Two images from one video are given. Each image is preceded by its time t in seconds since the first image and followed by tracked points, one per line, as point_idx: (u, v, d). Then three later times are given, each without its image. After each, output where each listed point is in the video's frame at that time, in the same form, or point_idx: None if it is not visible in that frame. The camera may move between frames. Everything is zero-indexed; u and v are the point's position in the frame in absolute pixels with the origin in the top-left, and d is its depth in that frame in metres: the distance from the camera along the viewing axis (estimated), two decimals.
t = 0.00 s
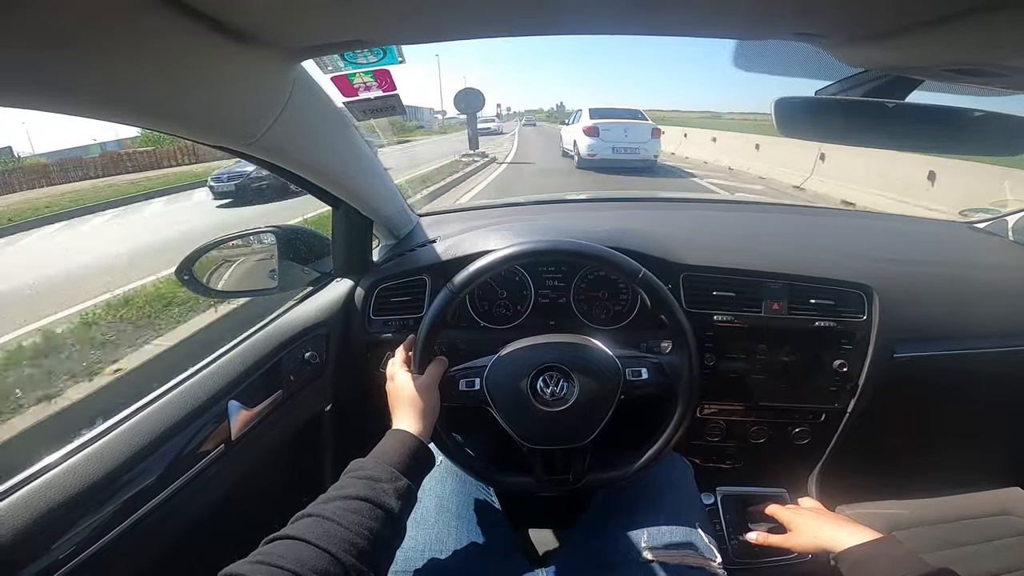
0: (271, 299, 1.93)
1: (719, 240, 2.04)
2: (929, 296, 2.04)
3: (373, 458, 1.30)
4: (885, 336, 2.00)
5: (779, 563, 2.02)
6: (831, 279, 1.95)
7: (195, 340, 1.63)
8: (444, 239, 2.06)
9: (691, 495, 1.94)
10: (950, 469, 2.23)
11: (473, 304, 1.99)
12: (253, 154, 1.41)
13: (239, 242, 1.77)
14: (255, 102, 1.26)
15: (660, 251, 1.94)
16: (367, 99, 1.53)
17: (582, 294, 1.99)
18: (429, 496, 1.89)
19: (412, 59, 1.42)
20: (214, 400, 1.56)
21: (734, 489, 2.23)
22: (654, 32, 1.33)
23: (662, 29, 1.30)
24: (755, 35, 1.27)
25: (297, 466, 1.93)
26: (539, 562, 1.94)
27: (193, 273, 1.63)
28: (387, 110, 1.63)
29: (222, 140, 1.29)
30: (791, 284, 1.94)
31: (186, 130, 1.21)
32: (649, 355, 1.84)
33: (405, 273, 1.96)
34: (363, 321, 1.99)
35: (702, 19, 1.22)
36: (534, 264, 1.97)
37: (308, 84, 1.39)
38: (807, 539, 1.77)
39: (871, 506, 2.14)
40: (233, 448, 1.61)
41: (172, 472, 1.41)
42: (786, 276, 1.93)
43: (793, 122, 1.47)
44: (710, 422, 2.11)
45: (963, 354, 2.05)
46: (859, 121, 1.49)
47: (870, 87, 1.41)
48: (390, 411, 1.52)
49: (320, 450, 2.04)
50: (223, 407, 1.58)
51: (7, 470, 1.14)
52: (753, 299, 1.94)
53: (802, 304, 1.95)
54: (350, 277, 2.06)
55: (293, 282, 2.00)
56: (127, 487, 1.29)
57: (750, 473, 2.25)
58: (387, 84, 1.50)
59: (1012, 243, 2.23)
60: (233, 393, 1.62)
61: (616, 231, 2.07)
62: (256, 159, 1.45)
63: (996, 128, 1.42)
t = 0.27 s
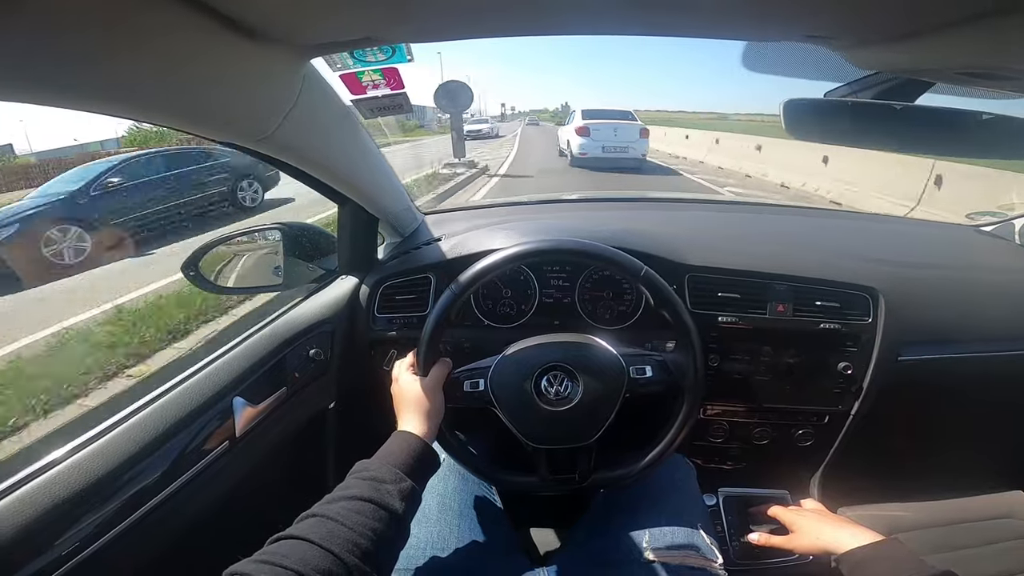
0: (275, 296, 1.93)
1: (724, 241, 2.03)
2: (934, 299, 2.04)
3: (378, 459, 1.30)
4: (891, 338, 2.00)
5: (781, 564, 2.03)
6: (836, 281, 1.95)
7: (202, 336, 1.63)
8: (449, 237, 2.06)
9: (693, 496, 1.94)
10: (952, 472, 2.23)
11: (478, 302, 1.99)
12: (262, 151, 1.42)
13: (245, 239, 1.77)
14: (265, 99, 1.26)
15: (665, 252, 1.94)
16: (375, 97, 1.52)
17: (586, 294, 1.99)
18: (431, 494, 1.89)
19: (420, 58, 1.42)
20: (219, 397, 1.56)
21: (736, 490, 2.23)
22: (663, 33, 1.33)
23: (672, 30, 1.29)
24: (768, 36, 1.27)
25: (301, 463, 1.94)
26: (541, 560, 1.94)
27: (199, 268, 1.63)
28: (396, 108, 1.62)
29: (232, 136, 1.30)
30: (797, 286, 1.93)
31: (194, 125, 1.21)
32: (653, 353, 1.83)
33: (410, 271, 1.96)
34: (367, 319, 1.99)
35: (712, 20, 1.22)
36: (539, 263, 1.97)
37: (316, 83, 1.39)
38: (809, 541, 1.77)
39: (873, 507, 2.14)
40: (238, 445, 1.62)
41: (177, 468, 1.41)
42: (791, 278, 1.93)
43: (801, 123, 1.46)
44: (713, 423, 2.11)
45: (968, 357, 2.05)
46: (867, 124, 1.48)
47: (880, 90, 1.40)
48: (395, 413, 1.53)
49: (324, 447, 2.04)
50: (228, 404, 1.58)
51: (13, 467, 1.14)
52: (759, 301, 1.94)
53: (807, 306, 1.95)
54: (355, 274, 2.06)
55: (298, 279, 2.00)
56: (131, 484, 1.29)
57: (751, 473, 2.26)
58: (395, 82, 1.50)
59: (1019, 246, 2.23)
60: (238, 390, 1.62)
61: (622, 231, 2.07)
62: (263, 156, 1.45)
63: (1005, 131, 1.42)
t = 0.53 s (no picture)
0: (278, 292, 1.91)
1: (730, 240, 2.02)
2: (940, 300, 2.03)
3: (379, 462, 1.29)
4: (896, 340, 1.99)
5: (783, 566, 2.01)
6: (841, 282, 1.94)
7: (203, 331, 1.61)
8: (452, 234, 2.05)
9: (696, 497, 1.93)
10: (956, 474, 2.22)
11: (481, 300, 1.98)
12: (265, 144, 1.40)
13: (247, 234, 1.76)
14: (269, 91, 1.24)
15: (670, 251, 1.93)
16: (380, 91, 1.51)
17: (590, 293, 1.98)
18: (432, 494, 1.88)
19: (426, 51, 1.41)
20: (219, 393, 1.54)
21: (738, 491, 2.22)
22: (672, 29, 1.32)
23: (680, 26, 1.28)
24: (779, 34, 1.26)
25: (301, 461, 1.92)
26: (543, 560, 1.92)
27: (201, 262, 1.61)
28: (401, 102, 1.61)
29: (236, 127, 1.28)
30: (802, 286, 1.92)
31: (198, 115, 1.19)
32: (657, 350, 1.82)
33: (413, 268, 1.95)
34: (370, 316, 1.98)
35: (722, 16, 1.21)
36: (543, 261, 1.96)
37: (322, 77, 1.37)
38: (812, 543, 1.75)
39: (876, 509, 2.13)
40: (238, 442, 1.60)
41: (177, 465, 1.39)
42: (797, 278, 1.92)
43: (810, 123, 1.44)
44: (716, 423, 2.10)
45: (974, 359, 2.04)
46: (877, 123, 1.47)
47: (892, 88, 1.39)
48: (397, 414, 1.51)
49: (325, 445, 2.03)
50: (229, 400, 1.56)
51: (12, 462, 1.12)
52: (764, 301, 1.92)
53: (812, 307, 1.93)
54: (357, 271, 2.04)
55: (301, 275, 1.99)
56: (129, 481, 1.27)
57: (754, 474, 2.24)
58: (400, 76, 1.49)
59: None
60: (239, 386, 1.61)
61: (627, 229, 2.05)
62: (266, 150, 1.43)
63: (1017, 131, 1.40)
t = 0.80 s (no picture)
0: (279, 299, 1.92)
1: (725, 246, 2.03)
2: (936, 304, 2.04)
3: (379, 472, 1.31)
4: (892, 345, 2.00)
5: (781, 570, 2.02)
6: (837, 287, 1.95)
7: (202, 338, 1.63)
8: (450, 241, 2.06)
9: (694, 501, 1.94)
10: (954, 478, 2.23)
11: (479, 307, 1.99)
12: (264, 154, 1.41)
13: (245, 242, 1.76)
14: (269, 101, 1.26)
15: (667, 257, 1.94)
16: (378, 100, 1.51)
17: (587, 299, 1.99)
18: (431, 500, 1.89)
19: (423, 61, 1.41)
20: (218, 400, 1.55)
21: (737, 496, 2.23)
22: (666, 38, 1.33)
23: (674, 35, 1.30)
24: (772, 42, 1.27)
25: (301, 467, 1.93)
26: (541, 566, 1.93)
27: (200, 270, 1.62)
28: (399, 111, 1.61)
29: (234, 138, 1.29)
30: (798, 291, 1.93)
31: (198, 126, 1.20)
32: (652, 352, 1.83)
33: (411, 275, 1.96)
34: (368, 323, 1.99)
35: (715, 26, 1.22)
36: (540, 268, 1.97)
37: (321, 88, 1.39)
38: (810, 547, 1.76)
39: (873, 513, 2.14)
40: (237, 448, 1.61)
41: (176, 471, 1.40)
42: (793, 284, 1.93)
43: (804, 129, 1.45)
44: (713, 428, 2.10)
45: (970, 363, 2.05)
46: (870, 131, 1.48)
47: (884, 95, 1.40)
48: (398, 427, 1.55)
49: (324, 451, 2.04)
50: (228, 406, 1.57)
51: (11, 468, 1.14)
52: (760, 307, 1.93)
53: (809, 312, 1.94)
54: (355, 278, 2.05)
55: (301, 282, 1.99)
56: (128, 487, 1.28)
57: (752, 478, 2.25)
58: (398, 85, 1.49)
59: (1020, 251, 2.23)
60: (238, 392, 1.62)
61: (624, 236, 2.07)
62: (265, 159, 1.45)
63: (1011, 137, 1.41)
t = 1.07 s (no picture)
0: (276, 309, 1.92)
1: (720, 253, 2.04)
2: (931, 308, 2.05)
3: (378, 483, 1.31)
4: (889, 350, 2.00)
5: None
6: (832, 293, 1.96)
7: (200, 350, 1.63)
8: (446, 251, 2.07)
9: (691, 507, 1.94)
10: (952, 481, 2.23)
11: (476, 316, 2.01)
12: (260, 166, 1.42)
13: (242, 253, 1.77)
14: (266, 114, 1.26)
15: (662, 265, 1.95)
16: (373, 111, 1.52)
17: (583, 307, 2.00)
18: (431, 509, 1.89)
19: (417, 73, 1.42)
20: (216, 411, 1.55)
21: (736, 502, 2.23)
22: (658, 47, 1.34)
23: (666, 45, 1.31)
24: (765, 51, 1.28)
25: (299, 478, 1.93)
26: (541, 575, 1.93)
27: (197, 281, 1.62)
28: (394, 121, 1.61)
29: (230, 152, 1.30)
30: (793, 297, 1.94)
31: (195, 139, 1.21)
32: (647, 358, 1.84)
33: (408, 285, 1.96)
34: (365, 333, 1.99)
35: (707, 36, 1.23)
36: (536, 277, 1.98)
37: (316, 101, 1.40)
38: (809, 551, 1.76)
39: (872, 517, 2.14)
40: (235, 458, 1.61)
41: (174, 482, 1.40)
42: (788, 290, 1.94)
43: (795, 135, 1.47)
44: (710, 435, 2.11)
45: (966, 367, 2.06)
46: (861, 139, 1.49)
47: (874, 102, 1.42)
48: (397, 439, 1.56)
49: (322, 461, 2.03)
50: (226, 417, 1.57)
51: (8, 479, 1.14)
52: (756, 313, 1.94)
53: (805, 318, 1.95)
54: (353, 288, 2.05)
55: (297, 293, 2.00)
56: (126, 498, 1.27)
57: (750, 484, 2.25)
58: (392, 96, 1.49)
59: (1013, 254, 2.24)
60: (236, 403, 1.62)
61: (620, 244, 2.07)
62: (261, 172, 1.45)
63: (1002, 142, 1.42)
